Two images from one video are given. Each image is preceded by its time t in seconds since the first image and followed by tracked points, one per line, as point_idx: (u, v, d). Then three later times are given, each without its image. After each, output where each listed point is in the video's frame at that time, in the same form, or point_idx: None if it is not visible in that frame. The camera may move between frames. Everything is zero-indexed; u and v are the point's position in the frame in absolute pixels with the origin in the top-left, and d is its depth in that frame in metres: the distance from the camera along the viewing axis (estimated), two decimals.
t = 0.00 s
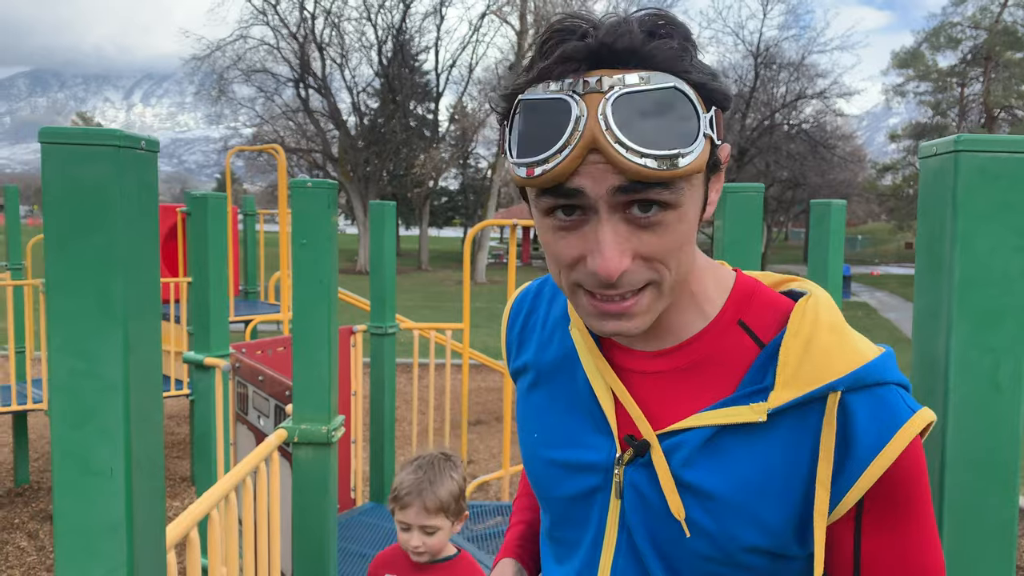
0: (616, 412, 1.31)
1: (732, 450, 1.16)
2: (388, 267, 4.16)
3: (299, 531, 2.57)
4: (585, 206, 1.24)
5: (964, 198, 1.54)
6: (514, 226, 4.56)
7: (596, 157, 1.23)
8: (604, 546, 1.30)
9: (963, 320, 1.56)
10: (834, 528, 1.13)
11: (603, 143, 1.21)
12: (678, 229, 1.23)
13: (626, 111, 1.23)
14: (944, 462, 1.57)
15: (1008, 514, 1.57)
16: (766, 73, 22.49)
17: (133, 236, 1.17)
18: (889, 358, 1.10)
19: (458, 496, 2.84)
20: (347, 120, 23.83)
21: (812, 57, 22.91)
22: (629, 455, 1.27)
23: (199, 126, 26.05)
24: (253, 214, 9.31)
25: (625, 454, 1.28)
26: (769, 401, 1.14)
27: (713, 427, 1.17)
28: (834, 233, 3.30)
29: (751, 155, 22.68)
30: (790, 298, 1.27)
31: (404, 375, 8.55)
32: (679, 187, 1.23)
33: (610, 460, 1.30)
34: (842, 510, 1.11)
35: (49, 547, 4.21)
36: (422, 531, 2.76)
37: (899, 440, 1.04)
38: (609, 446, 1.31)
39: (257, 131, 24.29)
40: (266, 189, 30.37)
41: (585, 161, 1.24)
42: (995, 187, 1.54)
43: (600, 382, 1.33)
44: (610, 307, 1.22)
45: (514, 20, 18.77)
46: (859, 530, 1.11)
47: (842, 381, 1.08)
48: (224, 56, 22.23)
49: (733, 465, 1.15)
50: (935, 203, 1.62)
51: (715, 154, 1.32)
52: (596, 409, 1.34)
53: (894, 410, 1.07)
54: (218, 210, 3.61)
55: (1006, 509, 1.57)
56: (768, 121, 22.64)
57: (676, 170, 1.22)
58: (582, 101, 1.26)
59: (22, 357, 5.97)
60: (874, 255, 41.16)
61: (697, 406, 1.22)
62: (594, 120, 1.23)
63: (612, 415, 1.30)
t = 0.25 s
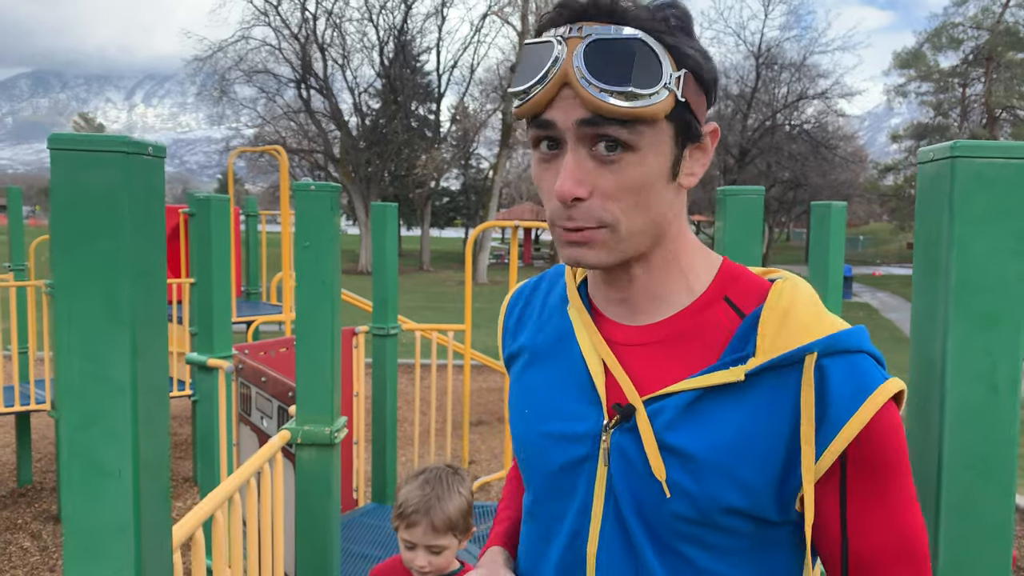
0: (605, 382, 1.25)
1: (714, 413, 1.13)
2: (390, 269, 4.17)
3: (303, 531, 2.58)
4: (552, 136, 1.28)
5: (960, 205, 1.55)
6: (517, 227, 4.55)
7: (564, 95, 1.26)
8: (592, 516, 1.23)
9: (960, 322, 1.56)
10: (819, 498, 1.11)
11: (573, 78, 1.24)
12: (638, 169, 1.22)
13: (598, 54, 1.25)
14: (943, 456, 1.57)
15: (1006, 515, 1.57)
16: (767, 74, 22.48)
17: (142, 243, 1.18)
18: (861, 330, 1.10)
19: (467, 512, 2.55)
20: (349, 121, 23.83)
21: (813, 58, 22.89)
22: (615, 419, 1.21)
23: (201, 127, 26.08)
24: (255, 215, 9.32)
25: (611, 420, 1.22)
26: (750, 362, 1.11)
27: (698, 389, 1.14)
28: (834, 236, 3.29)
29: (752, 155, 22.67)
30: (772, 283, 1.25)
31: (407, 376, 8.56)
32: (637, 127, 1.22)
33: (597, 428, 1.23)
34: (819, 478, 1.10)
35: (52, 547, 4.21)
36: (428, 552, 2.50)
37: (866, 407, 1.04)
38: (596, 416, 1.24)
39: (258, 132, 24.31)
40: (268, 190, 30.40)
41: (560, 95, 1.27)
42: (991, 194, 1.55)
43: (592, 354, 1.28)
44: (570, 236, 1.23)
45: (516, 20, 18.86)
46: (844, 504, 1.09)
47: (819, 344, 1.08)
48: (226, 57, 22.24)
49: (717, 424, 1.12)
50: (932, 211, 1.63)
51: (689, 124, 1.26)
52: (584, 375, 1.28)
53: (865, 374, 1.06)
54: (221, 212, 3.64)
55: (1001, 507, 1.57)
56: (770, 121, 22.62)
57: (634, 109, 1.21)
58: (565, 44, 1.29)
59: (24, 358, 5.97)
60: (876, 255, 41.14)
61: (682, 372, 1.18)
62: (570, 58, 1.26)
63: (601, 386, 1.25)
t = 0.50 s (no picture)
0: (584, 382, 1.29)
1: (680, 408, 1.15)
2: (392, 273, 4.21)
3: (308, 531, 2.62)
4: (545, 155, 1.32)
5: (940, 222, 1.27)
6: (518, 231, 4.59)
7: (556, 119, 1.30)
8: (566, 511, 1.25)
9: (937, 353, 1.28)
10: (769, 493, 1.12)
11: (564, 101, 1.29)
12: (620, 185, 1.26)
13: (589, 82, 1.29)
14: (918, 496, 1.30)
15: None
16: (768, 75, 22.53)
17: (157, 257, 1.22)
18: (816, 338, 1.13)
19: (453, 530, 2.49)
20: (350, 123, 23.88)
21: (813, 59, 22.93)
22: (590, 415, 1.24)
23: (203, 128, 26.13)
24: (258, 218, 9.37)
25: (586, 416, 1.24)
26: (711, 361, 1.14)
27: (664, 387, 1.16)
28: (830, 241, 3.32)
29: (753, 156, 22.72)
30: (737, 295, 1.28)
31: (408, 377, 8.61)
32: (621, 145, 1.26)
33: (572, 424, 1.26)
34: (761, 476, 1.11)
35: (56, 548, 4.24)
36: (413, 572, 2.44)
37: (814, 405, 1.06)
38: (573, 413, 1.27)
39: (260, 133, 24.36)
40: (269, 192, 30.45)
41: (552, 117, 1.31)
42: (973, 209, 1.27)
43: (572, 355, 1.32)
44: (561, 244, 1.27)
45: (516, 23, 19.03)
46: (796, 497, 1.10)
47: (770, 347, 1.10)
48: (228, 59, 22.28)
49: (680, 417, 1.14)
50: (912, 227, 1.34)
51: (666, 149, 1.31)
52: (567, 381, 1.31)
53: (814, 376, 1.08)
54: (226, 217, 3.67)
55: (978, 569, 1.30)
56: (770, 122, 22.66)
57: (618, 128, 1.25)
58: (557, 72, 1.34)
59: (28, 359, 6.00)
60: (876, 256, 41.19)
61: (656, 371, 1.21)
62: (562, 83, 1.31)
63: (579, 384, 1.28)
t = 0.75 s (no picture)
0: (574, 387, 1.34)
1: (660, 409, 1.20)
2: (394, 277, 4.26)
3: (314, 529, 2.67)
4: (527, 183, 1.39)
5: (908, 234, 1.36)
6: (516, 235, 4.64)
7: (537, 151, 1.36)
8: (556, 505, 1.30)
9: (909, 356, 1.37)
10: (742, 485, 1.17)
11: (542, 136, 1.35)
12: (594, 211, 1.31)
13: (566, 114, 1.35)
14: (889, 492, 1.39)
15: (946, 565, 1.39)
16: (767, 77, 22.60)
17: (184, 266, 1.27)
18: (783, 346, 1.18)
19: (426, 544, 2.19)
20: (351, 125, 23.94)
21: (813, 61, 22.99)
22: (578, 417, 1.29)
23: (204, 130, 26.19)
24: (260, 220, 9.42)
25: (575, 418, 1.29)
26: (687, 368, 1.19)
27: (645, 390, 1.21)
28: (822, 245, 3.38)
29: (752, 158, 22.79)
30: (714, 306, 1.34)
31: (409, 377, 8.66)
32: (593, 174, 1.31)
33: (563, 424, 1.32)
34: (733, 469, 1.16)
35: (62, 547, 4.28)
36: None
37: (778, 409, 1.12)
38: (563, 415, 1.33)
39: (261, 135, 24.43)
40: (270, 193, 30.51)
41: (531, 151, 1.38)
42: (936, 223, 1.37)
43: (565, 364, 1.37)
44: (541, 265, 1.33)
45: (516, 25, 19.13)
46: (761, 487, 1.16)
47: (740, 355, 1.16)
48: (229, 61, 22.33)
49: (660, 417, 1.19)
50: (882, 238, 1.43)
51: (638, 174, 1.36)
52: (557, 386, 1.37)
53: (780, 380, 1.14)
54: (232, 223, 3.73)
55: (944, 559, 1.40)
56: (769, 124, 22.72)
57: (589, 158, 1.31)
58: (536, 108, 1.40)
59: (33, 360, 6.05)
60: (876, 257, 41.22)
61: (637, 377, 1.27)
62: (538, 119, 1.37)
63: (569, 389, 1.34)
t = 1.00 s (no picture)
0: (575, 366, 1.39)
1: (654, 389, 1.24)
2: (398, 274, 4.30)
3: (324, 516, 2.73)
4: (532, 176, 1.42)
5: (890, 225, 1.42)
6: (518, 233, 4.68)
7: (541, 147, 1.40)
8: (560, 478, 1.35)
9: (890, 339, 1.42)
10: (732, 460, 1.20)
11: (546, 131, 1.38)
12: (595, 203, 1.35)
13: (568, 113, 1.39)
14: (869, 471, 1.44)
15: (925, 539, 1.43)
16: (767, 78, 22.65)
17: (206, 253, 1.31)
18: (774, 328, 1.22)
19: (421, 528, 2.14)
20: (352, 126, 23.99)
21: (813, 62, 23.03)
22: (580, 395, 1.33)
23: (205, 130, 26.24)
24: (263, 219, 9.46)
25: (578, 395, 1.33)
26: (682, 350, 1.23)
27: (641, 370, 1.26)
28: (817, 243, 3.43)
29: (753, 159, 22.83)
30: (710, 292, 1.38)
31: (411, 377, 8.70)
32: (594, 168, 1.35)
33: (565, 403, 1.36)
34: (726, 445, 1.20)
35: (68, 542, 4.33)
36: (380, 573, 2.07)
37: (767, 388, 1.15)
38: (566, 393, 1.37)
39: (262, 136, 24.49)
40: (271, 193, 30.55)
41: (536, 145, 1.41)
42: (916, 214, 1.42)
43: (568, 347, 1.41)
44: (548, 251, 1.37)
45: (517, 26, 19.17)
46: (753, 464, 1.18)
47: (731, 338, 1.19)
48: (230, 62, 22.38)
49: (655, 397, 1.23)
50: (866, 231, 1.49)
51: (637, 167, 1.39)
52: (560, 365, 1.42)
53: (769, 361, 1.17)
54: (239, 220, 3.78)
55: (924, 533, 1.44)
56: (770, 125, 22.75)
57: (589, 152, 1.34)
58: (541, 106, 1.43)
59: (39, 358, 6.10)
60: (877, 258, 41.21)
61: (633, 358, 1.32)
62: (544, 116, 1.41)
63: (571, 368, 1.38)
